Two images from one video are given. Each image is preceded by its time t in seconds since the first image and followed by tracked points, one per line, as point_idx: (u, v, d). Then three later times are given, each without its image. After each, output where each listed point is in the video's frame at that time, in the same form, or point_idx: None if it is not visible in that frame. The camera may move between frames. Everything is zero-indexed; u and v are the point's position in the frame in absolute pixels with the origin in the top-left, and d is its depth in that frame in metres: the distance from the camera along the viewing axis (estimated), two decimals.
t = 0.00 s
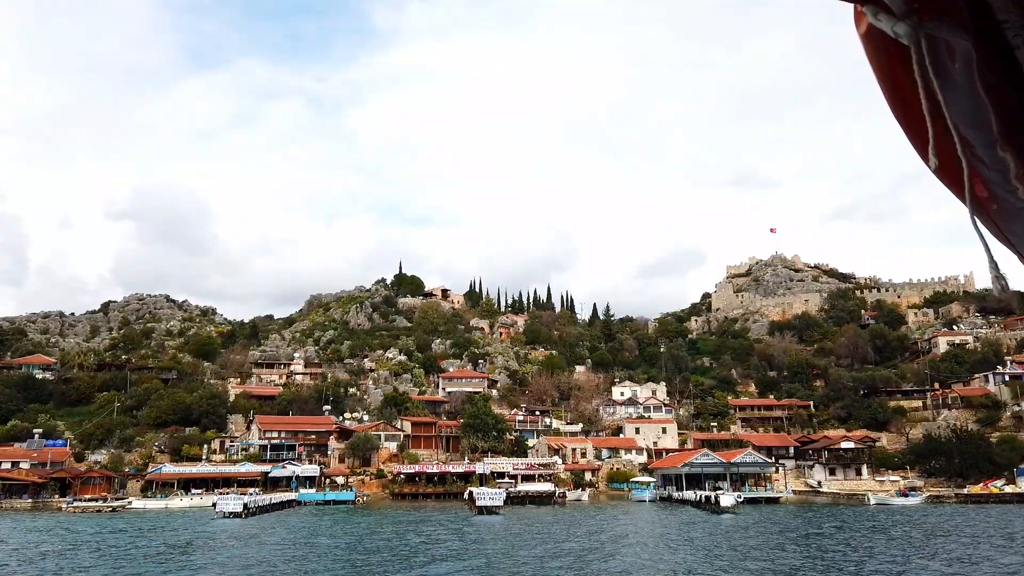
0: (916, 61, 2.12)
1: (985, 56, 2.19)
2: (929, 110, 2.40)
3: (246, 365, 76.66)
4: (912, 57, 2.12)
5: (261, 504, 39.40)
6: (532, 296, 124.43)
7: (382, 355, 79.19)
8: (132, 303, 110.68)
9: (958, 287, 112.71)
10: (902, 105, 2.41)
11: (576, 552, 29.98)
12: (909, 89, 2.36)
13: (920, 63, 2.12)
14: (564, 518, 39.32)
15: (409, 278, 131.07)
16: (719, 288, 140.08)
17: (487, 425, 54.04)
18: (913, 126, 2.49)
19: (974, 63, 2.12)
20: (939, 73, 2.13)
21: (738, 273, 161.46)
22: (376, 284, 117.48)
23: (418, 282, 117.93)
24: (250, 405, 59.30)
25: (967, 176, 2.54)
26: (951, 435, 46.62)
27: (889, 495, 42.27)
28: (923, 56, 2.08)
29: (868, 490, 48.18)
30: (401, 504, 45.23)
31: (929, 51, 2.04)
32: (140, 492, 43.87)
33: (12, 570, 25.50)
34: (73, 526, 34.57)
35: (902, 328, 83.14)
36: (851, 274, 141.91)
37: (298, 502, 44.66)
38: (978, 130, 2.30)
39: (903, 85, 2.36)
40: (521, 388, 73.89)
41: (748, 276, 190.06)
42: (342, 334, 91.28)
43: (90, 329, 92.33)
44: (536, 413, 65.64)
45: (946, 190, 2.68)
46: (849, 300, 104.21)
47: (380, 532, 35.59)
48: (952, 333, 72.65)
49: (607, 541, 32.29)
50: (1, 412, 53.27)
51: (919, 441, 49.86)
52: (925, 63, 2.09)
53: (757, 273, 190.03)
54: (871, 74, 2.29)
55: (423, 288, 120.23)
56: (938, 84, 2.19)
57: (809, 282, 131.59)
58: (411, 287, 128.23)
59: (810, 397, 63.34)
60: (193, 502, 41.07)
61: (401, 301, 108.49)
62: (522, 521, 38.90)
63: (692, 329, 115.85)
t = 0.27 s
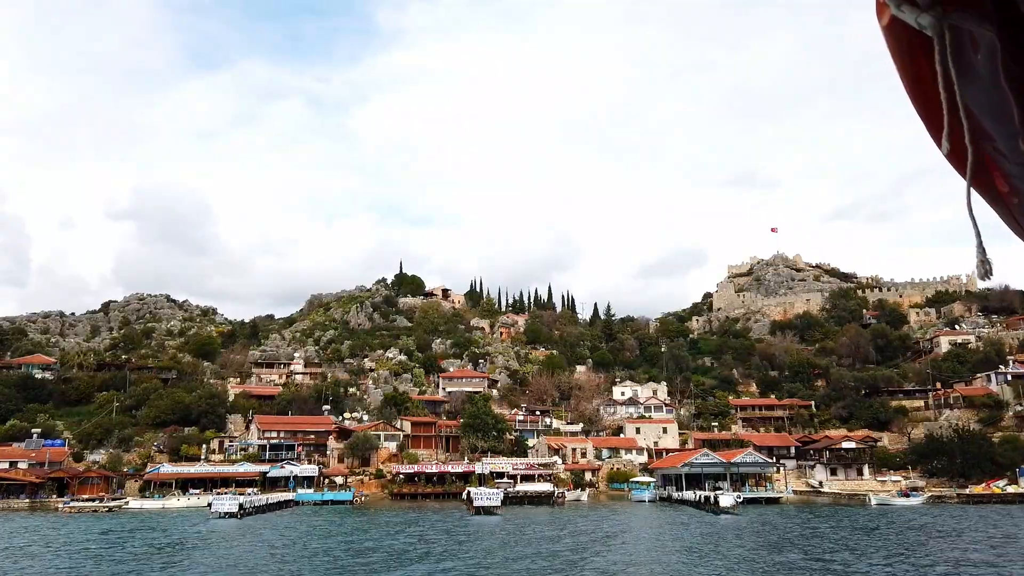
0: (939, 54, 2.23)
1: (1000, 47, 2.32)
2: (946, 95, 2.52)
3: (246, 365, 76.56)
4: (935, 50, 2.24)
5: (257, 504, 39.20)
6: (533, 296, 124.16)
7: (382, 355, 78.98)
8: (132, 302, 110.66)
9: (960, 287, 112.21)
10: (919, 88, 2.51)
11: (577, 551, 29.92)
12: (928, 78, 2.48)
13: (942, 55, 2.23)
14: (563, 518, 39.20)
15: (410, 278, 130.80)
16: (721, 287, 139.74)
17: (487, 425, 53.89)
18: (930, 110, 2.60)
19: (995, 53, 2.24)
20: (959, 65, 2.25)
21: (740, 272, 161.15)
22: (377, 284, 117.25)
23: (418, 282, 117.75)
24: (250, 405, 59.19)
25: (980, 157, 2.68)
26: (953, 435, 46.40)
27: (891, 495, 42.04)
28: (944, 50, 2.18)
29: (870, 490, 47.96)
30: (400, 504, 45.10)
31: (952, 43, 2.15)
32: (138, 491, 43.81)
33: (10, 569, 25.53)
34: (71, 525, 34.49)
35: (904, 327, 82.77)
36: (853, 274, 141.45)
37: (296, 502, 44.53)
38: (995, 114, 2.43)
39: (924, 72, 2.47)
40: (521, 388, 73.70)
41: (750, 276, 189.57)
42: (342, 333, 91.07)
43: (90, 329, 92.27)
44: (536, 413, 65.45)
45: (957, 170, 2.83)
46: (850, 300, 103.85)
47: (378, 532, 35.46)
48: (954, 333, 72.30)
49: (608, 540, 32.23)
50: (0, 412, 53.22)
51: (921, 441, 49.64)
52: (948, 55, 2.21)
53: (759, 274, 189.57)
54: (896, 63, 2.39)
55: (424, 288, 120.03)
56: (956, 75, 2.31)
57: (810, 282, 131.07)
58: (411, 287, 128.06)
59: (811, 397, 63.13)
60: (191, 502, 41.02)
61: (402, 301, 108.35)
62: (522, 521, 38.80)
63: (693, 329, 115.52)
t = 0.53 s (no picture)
0: (973, 33, 2.14)
1: None
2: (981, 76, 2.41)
3: (246, 363, 76.46)
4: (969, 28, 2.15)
5: (253, 502, 38.96)
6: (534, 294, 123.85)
7: (383, 353, 78.79)
8: (132, 301, 110.64)
9: (962, 285, 111.68)
10: (950, 80, 2.45)
11: (577, 549, 29.76)
12: (960, 56, 2.39)
13: (974, 36, 2.15)
14: (563, 516, 39.01)
15: (410, 276, 130.61)
16: (722, 286, 139.33)
17: (487, 423, 53.70)
18: (958, 102, 2.52)
19: None
20: (994, 46, 2.16)
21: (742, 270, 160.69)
22: (378, 282, 117.07)
23: (419, 280, 117.58)
24: (249, 403, 59.06)
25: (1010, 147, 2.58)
26: (955, 433, 46.13)
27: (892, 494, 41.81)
28: (982, 28, 2.09)
29: (872, 488, 47.86)
30: (400, 502, 44.91)
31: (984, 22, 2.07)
32: (137, 489, 43.72)
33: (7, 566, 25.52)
34: (69, 523, 34.36)
35: (906, 325, 82.39)
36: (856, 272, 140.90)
37: (295, 500, 44.42)
38: None
39: (955, 48, 2.38)
40: (522, 386, 73.50)
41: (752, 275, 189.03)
42: (342, 331, 90.89)
43: (90, 327, 92.27)
44: (537, 411, 65.25)
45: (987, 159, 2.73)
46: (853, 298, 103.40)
47: (377, 530, 35.27)
48: (956, 331, 71.92)
49: (608, 538, 32.07)
50: None
51: (923, 440, 49.38)
52: (981, 35, 2.12)
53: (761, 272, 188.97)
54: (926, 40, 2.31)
55: (424, 285, 119.83)
56: (992, 57, 2.21)
57: (812, 280, 130.70)
58: (412, 285, 127.83)
59: (813, 395, 62.88)
60: (189, 500, 40.90)
61: (402, 298, 108.18)
62: (521, 519, 38.62)
63: (694, 327, 115.16)
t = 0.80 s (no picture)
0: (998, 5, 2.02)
1: None
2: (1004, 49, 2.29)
3: (248, 358, 76.51)
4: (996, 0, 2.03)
5: (252, 497, 38.86)
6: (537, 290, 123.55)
7: (385, 348, 78.77)
8: (135, 296, 110.73)
9: (967, 280, 111.13)
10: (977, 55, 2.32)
11: (579, 544, 29.65)
12: (986, 28, 2.27)
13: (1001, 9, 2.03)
14: (564, 511, 38.90)
15: (413, 271, 130.56)
16: (725, 281, 138.89)
17: (488, 418, 53.59)
18: (986, 74, 2.38)
19: None
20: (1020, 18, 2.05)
21: (745, 265, 160.14)
22: (380, 278, 116.94)
23: (421, 275, 117.38)
24: (251, 398, 59.04)
25: None
26: (959, 429, 45.89)
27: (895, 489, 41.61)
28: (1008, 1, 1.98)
29: (875, 483, 47.73)
30: (401, 497, 44.85)
31: None
32: (138, 484, 43.77)
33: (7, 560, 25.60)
34: (69, 518, 34.38)
35: (910, 321, 81.95)
36: (860, 267, 140.30)
37: (296, 495, 44.44)
38: None
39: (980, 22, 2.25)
40: (524, 381, 73.40)
41: (756, 270, 188.39)
42: (344, 326, 90.85)
43: (93, 322, 92.37)
44: (540, 406, 65.16)
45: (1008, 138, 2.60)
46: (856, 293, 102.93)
47: (378, 525, 35.22)
48: (961, 326, 71.51)
49: (610, 533, 31.95)
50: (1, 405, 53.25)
51: (927, 435, 49.14)
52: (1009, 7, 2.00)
53: (765, 268, 188.26)
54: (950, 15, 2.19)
55: (427, 281, 119.65)
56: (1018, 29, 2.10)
57: (816, 275, 130.21)
58: (414, 280, 127.63)
59: (816, 390, 62.64)
60: (190, 495, 40.91)
61: (404, 294, 108.05)
62: (522, 514, 38.52)
63: (697, 322, 114.80)
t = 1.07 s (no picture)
0: None
1: None
2: None
3: (250, 354, 76.59)
4: None
5: (249, 494, 38.67)
6: (539, 286, 123.32)
7: (387, 344, 78.71)
8: (138, 293, 111.04)
9: (971, 275, 110.55)
10: (999, 54, 2.03)
11: (579, 540, 29.49)
12: (1012, 28, 1.99)
13: None
14: (564, 507, 38.72)
15: (415, 267, 130.45)
16: (729, 276, 138.49)
17: (490, 414, 53.40)
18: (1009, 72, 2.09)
19: None
20: None
21: (748, 261, 159.66)
22: (382, 274, 116.96)
23: (423, 271, 117.35)
24: (252, 393, 59.02)
25: None
26: (963, 424, 45.55)
27: (897, 485, 41.33)
28: None
29: (878, 479, 47.42)
30: (400, 493, 44.69)
31: None
32: (138, 480, 43.83)
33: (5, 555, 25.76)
34: (68, 513, 34.31)
35: (914, 316, 81.48)
36: (863, 262, 139.72)
37: (295, 491, 44.37)
38: None
39: (1004, 25, 1.98)
40: (526, 377, 73.26)
41: (760, 265, 187.77)
42: (347, 322, 90.82)
43: (96, 319, 92.61)
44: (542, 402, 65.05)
45: None
46: (860, 288, 102.41)
47: (378, 521, 35.09)
48: (964, 321, 71.07)
49: (611, 529, 31.74)
50: (3, 401, 53.34)
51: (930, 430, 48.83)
52: None
53: (768, 263, 187.69)
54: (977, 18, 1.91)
55: (429, 277, 119.61)
56: None
57: (820, 270, 129.72)
58: (417, 276, 127.50)
59: (819, 385, 62.35)
60: (189, 491, 40.91)
61: (407, 289, 108.04)
62: (522, 510, 38.36)
63: (700, 318, 114.48)
